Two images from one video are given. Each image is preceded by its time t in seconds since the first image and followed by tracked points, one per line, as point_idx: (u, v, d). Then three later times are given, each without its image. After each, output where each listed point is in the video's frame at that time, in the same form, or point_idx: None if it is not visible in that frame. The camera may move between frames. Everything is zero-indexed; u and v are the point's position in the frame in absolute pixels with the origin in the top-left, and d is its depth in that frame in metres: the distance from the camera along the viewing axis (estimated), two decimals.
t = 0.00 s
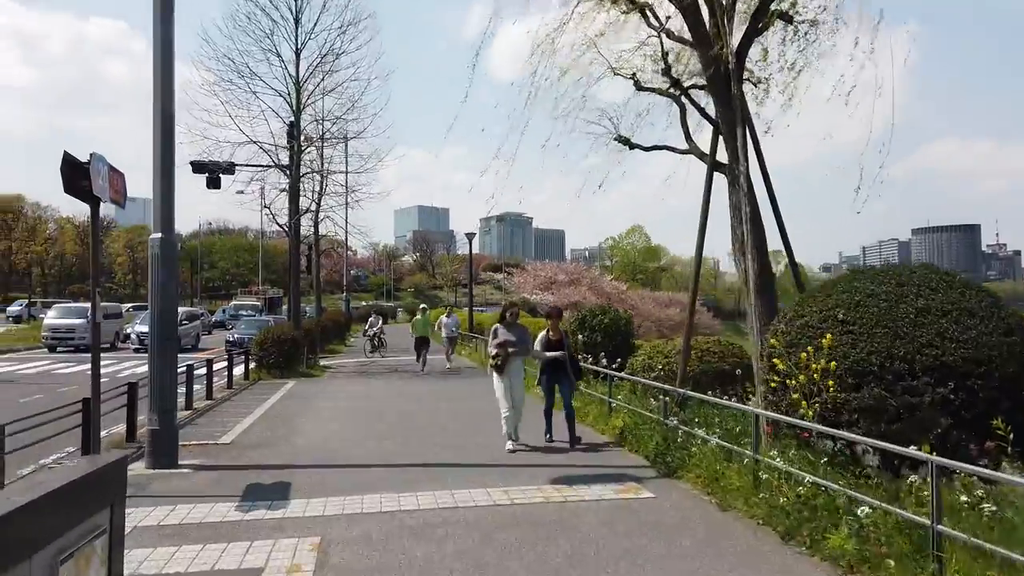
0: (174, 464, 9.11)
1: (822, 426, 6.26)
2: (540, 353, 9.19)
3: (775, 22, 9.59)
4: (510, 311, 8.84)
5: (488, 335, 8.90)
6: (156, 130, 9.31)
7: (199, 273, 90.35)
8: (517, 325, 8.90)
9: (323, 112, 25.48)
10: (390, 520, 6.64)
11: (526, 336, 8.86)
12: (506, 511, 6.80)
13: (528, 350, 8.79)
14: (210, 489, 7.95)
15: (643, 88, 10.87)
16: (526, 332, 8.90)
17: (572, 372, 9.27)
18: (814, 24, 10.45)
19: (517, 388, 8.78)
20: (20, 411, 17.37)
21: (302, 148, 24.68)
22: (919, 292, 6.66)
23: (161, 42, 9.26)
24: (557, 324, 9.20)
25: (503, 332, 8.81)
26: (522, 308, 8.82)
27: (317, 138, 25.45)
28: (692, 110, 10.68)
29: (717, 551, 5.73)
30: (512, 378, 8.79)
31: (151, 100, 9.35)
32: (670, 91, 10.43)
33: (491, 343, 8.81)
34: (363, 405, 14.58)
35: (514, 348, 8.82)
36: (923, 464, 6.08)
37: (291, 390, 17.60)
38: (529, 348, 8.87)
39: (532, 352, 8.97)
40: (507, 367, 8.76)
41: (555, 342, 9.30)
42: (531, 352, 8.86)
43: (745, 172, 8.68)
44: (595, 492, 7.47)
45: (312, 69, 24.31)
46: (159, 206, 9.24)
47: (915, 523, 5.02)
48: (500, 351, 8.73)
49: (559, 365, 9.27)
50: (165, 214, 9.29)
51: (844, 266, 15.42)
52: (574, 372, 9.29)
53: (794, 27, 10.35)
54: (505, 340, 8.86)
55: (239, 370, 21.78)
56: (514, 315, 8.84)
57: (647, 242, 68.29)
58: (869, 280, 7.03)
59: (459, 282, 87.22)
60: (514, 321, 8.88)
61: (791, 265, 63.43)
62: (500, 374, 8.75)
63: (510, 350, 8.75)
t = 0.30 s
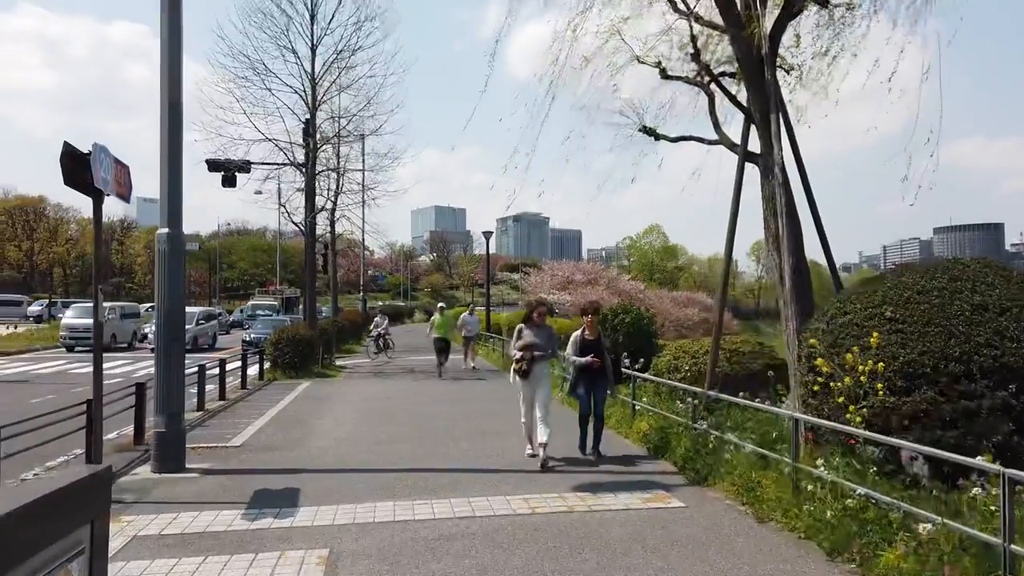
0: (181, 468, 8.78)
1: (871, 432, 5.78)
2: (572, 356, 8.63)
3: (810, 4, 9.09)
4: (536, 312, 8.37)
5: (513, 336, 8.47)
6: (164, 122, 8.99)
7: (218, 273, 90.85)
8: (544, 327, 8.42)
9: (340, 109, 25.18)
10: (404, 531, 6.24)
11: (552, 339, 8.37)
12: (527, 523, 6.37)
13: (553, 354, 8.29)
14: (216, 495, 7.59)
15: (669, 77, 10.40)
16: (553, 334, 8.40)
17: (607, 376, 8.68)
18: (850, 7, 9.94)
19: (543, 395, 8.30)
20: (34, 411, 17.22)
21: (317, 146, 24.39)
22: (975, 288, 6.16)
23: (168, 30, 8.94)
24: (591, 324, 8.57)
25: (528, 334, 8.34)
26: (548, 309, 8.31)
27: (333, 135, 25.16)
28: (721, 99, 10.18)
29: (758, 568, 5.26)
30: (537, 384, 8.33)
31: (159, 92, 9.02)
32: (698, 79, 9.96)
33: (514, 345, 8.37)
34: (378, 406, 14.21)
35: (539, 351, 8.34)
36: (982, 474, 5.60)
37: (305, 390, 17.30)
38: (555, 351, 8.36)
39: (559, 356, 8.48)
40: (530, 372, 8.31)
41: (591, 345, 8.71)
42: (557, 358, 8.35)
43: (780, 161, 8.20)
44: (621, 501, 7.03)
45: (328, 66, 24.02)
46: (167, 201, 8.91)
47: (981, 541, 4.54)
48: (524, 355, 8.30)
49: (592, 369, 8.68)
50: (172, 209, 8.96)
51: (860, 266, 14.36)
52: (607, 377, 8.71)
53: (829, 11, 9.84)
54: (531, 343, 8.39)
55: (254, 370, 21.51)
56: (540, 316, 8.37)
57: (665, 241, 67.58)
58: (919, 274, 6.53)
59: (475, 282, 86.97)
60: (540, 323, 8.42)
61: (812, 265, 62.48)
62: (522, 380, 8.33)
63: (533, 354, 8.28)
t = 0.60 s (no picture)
0: (176, 480, 8.37)
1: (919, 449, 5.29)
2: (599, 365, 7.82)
3: None
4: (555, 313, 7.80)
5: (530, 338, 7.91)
6: (156, 116, 8.56)
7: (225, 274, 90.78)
8: (564, 329, 7.80)
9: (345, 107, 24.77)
10: (408, 555, 5.78)
11: (571, 342, 7.76)
12: (542, 545, 5.90)
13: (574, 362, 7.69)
14: (210, 512, 7.16)
15: (687, 68, 9.90)
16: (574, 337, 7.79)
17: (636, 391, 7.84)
18: None
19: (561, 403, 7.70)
20: (35, 416, 16.88)
21: (322, 145, 23.96)
22: None
23: (162, 19, 8.50)
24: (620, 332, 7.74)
25: (545, 336, 7.78)
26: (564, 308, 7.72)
27: (338, 134, 24.74)
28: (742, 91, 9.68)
29: None
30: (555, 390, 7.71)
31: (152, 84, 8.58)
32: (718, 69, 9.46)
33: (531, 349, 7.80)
34: (384, 411, 13.77)
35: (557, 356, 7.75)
36: None
37: (310, 395, 16.89)
38: (574, 356, 7.74)
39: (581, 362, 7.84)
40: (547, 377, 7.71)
41: (622, 353, 7.85)
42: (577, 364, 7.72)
43: (808, 155, 7.70)
44: (641, 520, 6.54)
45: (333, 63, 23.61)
46: (160, 200, 8.49)
47: None
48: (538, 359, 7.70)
49: (621, 379, 7.83)
50: (166, 208, 8.54)
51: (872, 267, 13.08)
52: (638, 391, 7.86)
53: None
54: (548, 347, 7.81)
55: (258, 373, 21.13)
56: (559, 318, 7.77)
57: (673, 241, 66.98)
58: (963, 275, 6.02)
59: (483, 282, 86.57)
60: (560, 325, 7.81)
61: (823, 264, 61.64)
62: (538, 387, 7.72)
63: (551, 359, 7.69)
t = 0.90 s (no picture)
0: (178, 486, 7.97)
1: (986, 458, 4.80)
2: (646, 369, 7.06)
3: None
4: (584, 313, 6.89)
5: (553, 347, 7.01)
6: (158, 104, 8.16)
7: (235, 273, 90.87)
8: (593, 333, 6.96)
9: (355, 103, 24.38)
10: (423, 570, 5.34)
11: (602, 346, 6.92)
12: (567, 560, 5.44)
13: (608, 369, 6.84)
14: (213, 521, 6.74)
15: (713, 53, 9.44)
16: (604, 340, 6.97)
17: (688, 392, 6.96)
18: None
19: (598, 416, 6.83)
20: (40, 416, 16.57)
21: (332, 141, 23.58)
22: None
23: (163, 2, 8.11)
24: (665, 327, 7.10)
25: (571, 342, 6.90)
26: (591, 307, 6.84)
27: (348, 130, 24.35)
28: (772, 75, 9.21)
29: None
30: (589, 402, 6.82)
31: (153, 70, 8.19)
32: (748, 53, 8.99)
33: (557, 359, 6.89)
34: (395, 413, 13.35)
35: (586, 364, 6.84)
36: None
37: (319, 395, 16.50)
38: (606, 362, 6.89)
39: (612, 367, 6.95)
40: (580, 389, 6.79)
41: (665, 351, 7.09)
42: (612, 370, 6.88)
43: (849, 140, 7.23)
44: (674, 530, 6.08)
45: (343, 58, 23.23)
46: (162, 193, 8.10)
47: None
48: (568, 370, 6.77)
49: (667, 383, 7.02)
50: (168, 200, 8.14)
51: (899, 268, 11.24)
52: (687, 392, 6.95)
53: None
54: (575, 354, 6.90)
55: (267, 373, 20.78)
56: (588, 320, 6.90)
57: (684, 240, 66.49)
58: None
59: (493, 282, 86.31)
60: (589, 328, 6.95)
61: (838, 263, 60.77)
62: (569, 401, 6.78)
63: (582, 367, 6.80)
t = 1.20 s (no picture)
0: (181, 497, 7.58)
1: None
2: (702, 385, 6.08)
3: None
4: (621, 316, 6.09)
5: (590, 356, 6.29)
6: (161, 95, 7.78)
7: (250, 273, 91.13)
8: (636, 339, 6.16)
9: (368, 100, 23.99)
10: None
11: (646, 354, 6.13)
12: None
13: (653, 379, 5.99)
14: (216, 539, 6.35)
15: (743, 41, 8.94)
16: (648, 347, 6.17)
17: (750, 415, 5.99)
18: None
19: (641, 435, 5.90)
20: (49, 418, 16.33)
21: (345, 139, 23.20)
22: None
23: None
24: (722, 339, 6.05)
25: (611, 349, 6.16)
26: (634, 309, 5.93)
27: (361, 128, 23.96)
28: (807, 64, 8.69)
29: None
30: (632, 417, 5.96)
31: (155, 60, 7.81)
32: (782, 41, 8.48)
33: (593, 368, 6.13)
34: (409, 417, 12.95)
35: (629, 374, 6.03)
36: None
37: (331, 398, 16.14)
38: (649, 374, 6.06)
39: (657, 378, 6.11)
40: (620, 402, 5.98)
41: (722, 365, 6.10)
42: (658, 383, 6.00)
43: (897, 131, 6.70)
44: (711, 553, 5.62)
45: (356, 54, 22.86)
46: (167, 190, 7.72)
47: None
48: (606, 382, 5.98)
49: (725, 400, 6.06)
50: (171, 197, 7.76)
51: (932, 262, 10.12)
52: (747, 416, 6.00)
53: None
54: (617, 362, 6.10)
55: (279, 375, 20.44)
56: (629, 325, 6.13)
57: (700, 239, 65.81)
58: None
59: (507, 282, 85.98)
60: (630, 335, 6.16)
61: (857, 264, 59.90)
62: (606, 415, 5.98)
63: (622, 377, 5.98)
